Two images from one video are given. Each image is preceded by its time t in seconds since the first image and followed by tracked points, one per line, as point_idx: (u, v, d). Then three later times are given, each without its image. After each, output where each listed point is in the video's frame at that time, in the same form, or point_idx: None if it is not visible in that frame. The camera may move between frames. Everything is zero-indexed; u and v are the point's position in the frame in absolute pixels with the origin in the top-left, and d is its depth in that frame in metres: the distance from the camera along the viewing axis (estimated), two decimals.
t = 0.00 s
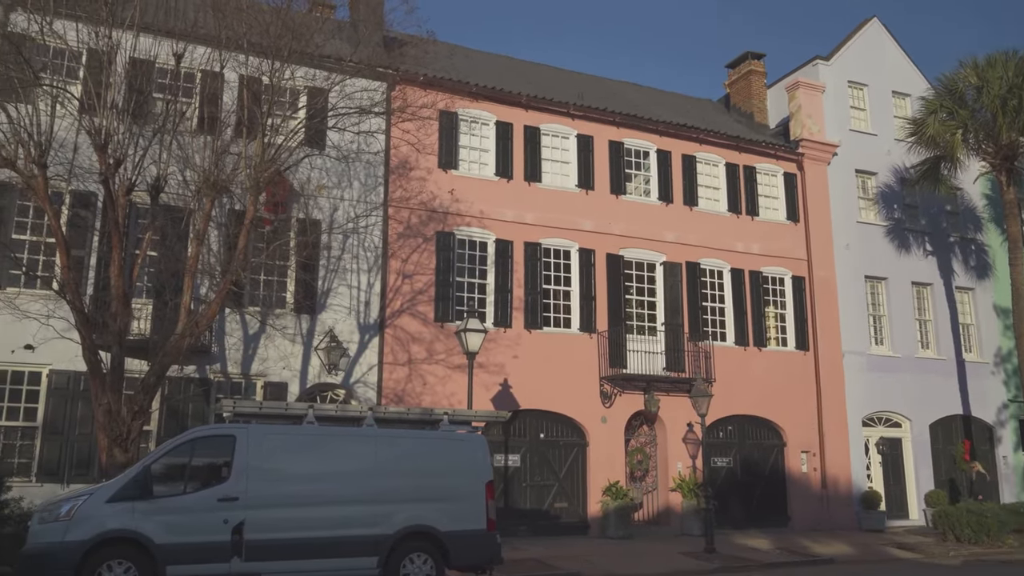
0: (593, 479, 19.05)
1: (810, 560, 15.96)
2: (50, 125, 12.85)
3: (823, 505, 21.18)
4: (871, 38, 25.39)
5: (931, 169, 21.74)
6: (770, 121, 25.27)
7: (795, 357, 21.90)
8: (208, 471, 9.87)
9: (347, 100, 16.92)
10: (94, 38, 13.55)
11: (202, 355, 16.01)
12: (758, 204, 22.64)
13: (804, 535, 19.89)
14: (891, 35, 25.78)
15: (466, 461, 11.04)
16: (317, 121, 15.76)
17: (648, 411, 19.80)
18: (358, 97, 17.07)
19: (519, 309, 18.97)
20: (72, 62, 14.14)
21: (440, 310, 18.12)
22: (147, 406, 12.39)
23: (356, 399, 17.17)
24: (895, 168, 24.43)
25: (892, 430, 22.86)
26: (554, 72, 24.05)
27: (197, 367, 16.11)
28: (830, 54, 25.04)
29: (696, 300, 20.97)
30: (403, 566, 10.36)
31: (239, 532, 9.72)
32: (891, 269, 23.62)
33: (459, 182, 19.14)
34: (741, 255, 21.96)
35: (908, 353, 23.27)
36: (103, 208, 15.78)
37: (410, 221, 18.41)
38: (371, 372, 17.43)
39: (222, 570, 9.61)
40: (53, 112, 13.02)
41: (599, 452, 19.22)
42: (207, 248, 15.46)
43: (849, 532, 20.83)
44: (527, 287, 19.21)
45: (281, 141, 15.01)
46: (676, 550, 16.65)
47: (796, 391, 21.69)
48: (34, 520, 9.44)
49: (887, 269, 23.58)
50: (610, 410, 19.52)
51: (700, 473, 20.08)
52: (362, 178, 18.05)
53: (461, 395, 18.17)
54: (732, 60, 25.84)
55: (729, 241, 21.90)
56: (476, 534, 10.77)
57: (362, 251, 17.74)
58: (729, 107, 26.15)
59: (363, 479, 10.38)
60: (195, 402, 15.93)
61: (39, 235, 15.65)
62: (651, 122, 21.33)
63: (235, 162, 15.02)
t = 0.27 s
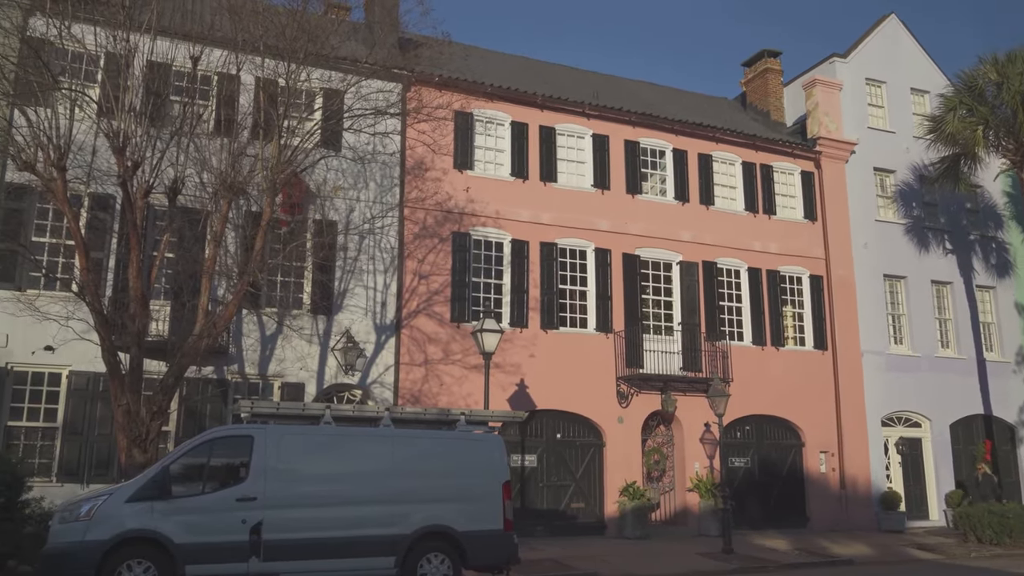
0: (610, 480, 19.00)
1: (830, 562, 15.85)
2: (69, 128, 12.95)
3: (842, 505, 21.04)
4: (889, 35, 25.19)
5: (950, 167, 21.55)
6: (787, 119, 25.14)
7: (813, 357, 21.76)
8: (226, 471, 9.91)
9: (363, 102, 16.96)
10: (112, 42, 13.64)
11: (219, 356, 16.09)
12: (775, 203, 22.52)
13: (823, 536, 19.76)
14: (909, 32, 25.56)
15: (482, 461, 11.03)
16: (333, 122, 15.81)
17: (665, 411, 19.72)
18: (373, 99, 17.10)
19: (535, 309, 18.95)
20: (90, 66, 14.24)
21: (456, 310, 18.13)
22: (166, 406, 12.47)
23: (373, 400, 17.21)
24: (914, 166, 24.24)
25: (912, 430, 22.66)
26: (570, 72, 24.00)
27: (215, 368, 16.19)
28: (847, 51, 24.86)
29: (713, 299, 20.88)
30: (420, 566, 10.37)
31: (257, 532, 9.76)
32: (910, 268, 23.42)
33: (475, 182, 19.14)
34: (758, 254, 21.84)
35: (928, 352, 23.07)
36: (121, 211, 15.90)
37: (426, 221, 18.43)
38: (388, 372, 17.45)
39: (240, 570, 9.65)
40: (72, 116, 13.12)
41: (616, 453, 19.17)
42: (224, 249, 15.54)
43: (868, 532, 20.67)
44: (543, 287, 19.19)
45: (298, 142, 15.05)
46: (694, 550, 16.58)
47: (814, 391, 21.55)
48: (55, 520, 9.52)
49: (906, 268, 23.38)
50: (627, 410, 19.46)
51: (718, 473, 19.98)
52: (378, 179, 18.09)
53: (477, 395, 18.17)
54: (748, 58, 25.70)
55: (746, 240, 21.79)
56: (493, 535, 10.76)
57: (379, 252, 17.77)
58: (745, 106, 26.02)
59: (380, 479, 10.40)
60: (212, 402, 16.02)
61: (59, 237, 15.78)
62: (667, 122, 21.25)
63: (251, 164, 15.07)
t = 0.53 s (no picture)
0: (624, 480, 18.97)
1: (846, 562, 15.76)
2: (84, 131, 13.03)
3: (858, 505, 20.91)
4: (904, 32, 25.04)
5: (966, 164, 21.40)
6: (801, 117, 25.03)
7: (828, 356, 21.65)
8: (241, 471, 9.95)
9: (376, 103, 17.00)
10: (127, 45, 13.73)
11: (234, 357, 16.16)
12: (789, 202, 22.42)
13: (839, 536, 19.66)
14: (924, 29, 25.40)
15: (497, 462, 11.03)
16: (347, 124, 15.85)
17: (680, 411, 19.68)
18: (387, 100, 17.13)
19: (549, 309, 18.95)
20: (105, 69, 14.33)
21: (470, 310, 18.15)
22: (181, 407, 12.53)
23: (387, 400, 17.25)
24: (929, 164, 24.08)
25: (929, 430, 22.51)
26: (582, 71, 23.98)
27: (230, 369, 16.26)
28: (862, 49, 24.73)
29: (727, 299, 20.81)
30: (435, 566, 10.39)
31: (272, 532, 9.79)
32: (926, 267, 23.27)
33: (488, 182, 19.15)
34: (772, 254, 21.76)
35: (945, 351, 22.91)
36: (136, 213, 16.00)
37: (439, 222, 18.46)
38: (402, 373, 17.49)
39: (256, 570, 9.69)
40: (87, 119, 13.20)
41: (630, 453, 19.14)
42: (239, 251, 15.61)
43: (885, 533, 20.54)
44: (557, 287, 19.18)
45: (312, 144, 15.10)
46: (709, 551, 16.53)
47: (829, 390, 21.44)
48: (72, 521, 9.59)
49: (922, 267, 23.23)
50: (641, 410, 19.42)
51: (733, 473, 19.91)
52: (391, 180, 18.14)
53: (491, 396, 18.18)
54: (762, 56, 25.60)
55: (760, 239, 21.71)
56: (507, 535, 10.76)
57: (392, 253, 17.81)
58: (759, 105, 25.92)
59: (394, 479, 10.41)
60: (228, 403, 16.09)
61: (75, 239, 15.89)
62: (680, 121, 21.20)
63: (266, 166, 15.13)
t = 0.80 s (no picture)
0: (641, 480, 18.93)
1: (865, 563, 15.67)
2: (103, 134, 13.13)
3: (877, 506, 20.76)
4: (922, 28, 24.85)
5: (985, 162, 21.22)
6: (817, 116, 24.89)
7: (847, 356, 21.52)
8: (260, 472, 10.00)
9: (391, 104, 17.04)
10: (144, 49, 13.83)
11: (252, 358, 16.24)
12: (806, 201, 22.30)
13: (858, 537, 19.54)
14: (942, 25, 25.21)
15: (514, 462, 11.03)
16: (362, 125, 15.90)
17: (697, 411, 19.61)
18: (402, 101, 17.17)
19: (565, 310, 18.94)
20: (123, 73, 14.45)
21: (486, 311, 18.17)
22: (200, 408, 12.61)
23: (404, 401, 17.29)
24: (948, 162, 23.90)
25: (948, 429, 22.32)
26: (597, 71, 23.96)
27: (248, 370, 16.35)
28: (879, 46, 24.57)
29: (744, 298, 20.73)
30: (452, 566, 10.40)
31: (291, 533, 9.84)
32: (945, 265, 23.09)
33: (503, 183, 19.17)
34: (789, 253, 21.66)
35: (964, 350, 22.72)
36: (154, 216, 16.13)
37: (455, 223, 18.49)
38: (418, 374, 17.53)
39: (275, 570, 9.74)
40: (106, 123, 13.31)
41: (647, 453, 19.09)
42: (256, 253, 15.69)
43: (904, 534, 20.39)
44: (573, 287, 19.17)
45: (328, 145, 15.15)
46: (727, 551, 16.47)
47: (847, 390, 21.31)
48: (93, 521, 9.67)
49: (941, 265, 23.05)
50: (658, 410, 19.37)
51: (750, 473, 19.82)
52: (407, 181, 18.19)
53: (507, 396, 18.19)
54: (778, 54, 25.48)
55: (777, 238, 21.61)
56: (524, 536, 10.76)
57: (408, 254, 17.86)
58: (775, 103, 25.80)
59: (412, 480, 10.44)
60: (246, 404, 16.19)
61: (94, 242, 16.02)
62: (696, 120, 21.14)
63: (282, 168, 15.20)
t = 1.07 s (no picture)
0: (656, 480, 18.89)
1: (882, 564, 15.58)
2: (119, 138, 13.22)
3: (894, 506, 20.63)
4: (937, 25, 24.70)
5: (1002, 160, 21.06)
6: (832, 114, 24.77)
7: (863, 355, 21.40)
8: (276, 473, 10.05)
9: (404, 106, 17.08)
10: (160, 52, 13.91)
11: (268, 360, 16.32)
12: (821, 200, 22.20)
13: (875, 537, 19.42)
14: (958, 22, 25.04)
15: (529, 463, 11.04)
16: (376, 127, 15.94)
17: (712, 411, 19.55)
18: (415, 102, 17.21)
19: (579, 310, 18.93)
20: (139, 77, 14.55)
21: (500, 312, 18.18)
22: (216, 410, 12.67)
23: (418, 402, 17.33)
24: (964, 160, 23.73)
25: (966, 429, 22.15)
26: (610, 71, 23.93)
27: (264, 372, 16.42)
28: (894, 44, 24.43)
29: (759, 298, 20.66)
30: (468, 567, 10.39)
31: (307, 534, 9.87)
32: (962, 263, 22.92)
33: (517, 184, 19.18)
34: (804, 252, 21.56)
35: (982, 349, 22.55)
36: (170, 218, 16.24)
37: (469, 224, 18.51)
38: (433, 375, 17.56)
39: (292, 570, 9.78)
40: (122, 126, 13.40)
41: (662, 453, 19.04)
42: (271, 255, 15.76)
43: (922, 534, 20.25)
44: (587, 288, 19.15)
45: (342, 147, 15.20)
46: (743, 552, 16.41)
47: (863, 390, 21.19)
48: (112, 521, 9.74)
49: (957, 264, 22.89)
50: (673, 410, 19.32)
51: (766, 474, 19.72)
52: (421, 182, 18.23)
53: (522, 397, 18.19)
54: (792, 53, 25.38)
55: (792, 238, 21.52)
56: (540, 536, 10.75)
57: (422, 255, 17.90)
58: (789, 102, 25.70)
59: (427, 481, 10.46)
60: (261, 405, 16.26)
61: (111, 245, 16.12)
62: (709, 119, 21.08)
63: (296, 170, 15.26)
